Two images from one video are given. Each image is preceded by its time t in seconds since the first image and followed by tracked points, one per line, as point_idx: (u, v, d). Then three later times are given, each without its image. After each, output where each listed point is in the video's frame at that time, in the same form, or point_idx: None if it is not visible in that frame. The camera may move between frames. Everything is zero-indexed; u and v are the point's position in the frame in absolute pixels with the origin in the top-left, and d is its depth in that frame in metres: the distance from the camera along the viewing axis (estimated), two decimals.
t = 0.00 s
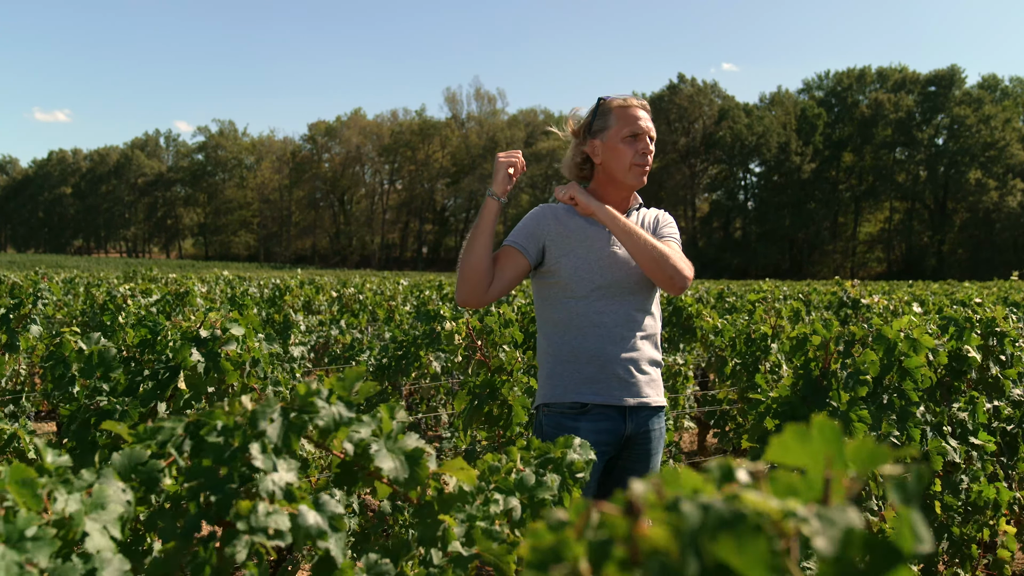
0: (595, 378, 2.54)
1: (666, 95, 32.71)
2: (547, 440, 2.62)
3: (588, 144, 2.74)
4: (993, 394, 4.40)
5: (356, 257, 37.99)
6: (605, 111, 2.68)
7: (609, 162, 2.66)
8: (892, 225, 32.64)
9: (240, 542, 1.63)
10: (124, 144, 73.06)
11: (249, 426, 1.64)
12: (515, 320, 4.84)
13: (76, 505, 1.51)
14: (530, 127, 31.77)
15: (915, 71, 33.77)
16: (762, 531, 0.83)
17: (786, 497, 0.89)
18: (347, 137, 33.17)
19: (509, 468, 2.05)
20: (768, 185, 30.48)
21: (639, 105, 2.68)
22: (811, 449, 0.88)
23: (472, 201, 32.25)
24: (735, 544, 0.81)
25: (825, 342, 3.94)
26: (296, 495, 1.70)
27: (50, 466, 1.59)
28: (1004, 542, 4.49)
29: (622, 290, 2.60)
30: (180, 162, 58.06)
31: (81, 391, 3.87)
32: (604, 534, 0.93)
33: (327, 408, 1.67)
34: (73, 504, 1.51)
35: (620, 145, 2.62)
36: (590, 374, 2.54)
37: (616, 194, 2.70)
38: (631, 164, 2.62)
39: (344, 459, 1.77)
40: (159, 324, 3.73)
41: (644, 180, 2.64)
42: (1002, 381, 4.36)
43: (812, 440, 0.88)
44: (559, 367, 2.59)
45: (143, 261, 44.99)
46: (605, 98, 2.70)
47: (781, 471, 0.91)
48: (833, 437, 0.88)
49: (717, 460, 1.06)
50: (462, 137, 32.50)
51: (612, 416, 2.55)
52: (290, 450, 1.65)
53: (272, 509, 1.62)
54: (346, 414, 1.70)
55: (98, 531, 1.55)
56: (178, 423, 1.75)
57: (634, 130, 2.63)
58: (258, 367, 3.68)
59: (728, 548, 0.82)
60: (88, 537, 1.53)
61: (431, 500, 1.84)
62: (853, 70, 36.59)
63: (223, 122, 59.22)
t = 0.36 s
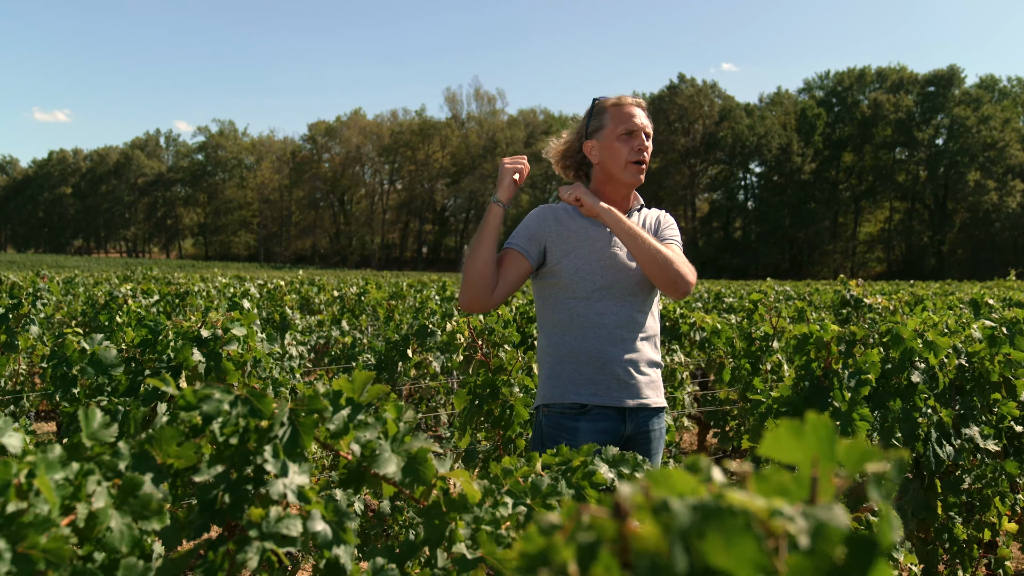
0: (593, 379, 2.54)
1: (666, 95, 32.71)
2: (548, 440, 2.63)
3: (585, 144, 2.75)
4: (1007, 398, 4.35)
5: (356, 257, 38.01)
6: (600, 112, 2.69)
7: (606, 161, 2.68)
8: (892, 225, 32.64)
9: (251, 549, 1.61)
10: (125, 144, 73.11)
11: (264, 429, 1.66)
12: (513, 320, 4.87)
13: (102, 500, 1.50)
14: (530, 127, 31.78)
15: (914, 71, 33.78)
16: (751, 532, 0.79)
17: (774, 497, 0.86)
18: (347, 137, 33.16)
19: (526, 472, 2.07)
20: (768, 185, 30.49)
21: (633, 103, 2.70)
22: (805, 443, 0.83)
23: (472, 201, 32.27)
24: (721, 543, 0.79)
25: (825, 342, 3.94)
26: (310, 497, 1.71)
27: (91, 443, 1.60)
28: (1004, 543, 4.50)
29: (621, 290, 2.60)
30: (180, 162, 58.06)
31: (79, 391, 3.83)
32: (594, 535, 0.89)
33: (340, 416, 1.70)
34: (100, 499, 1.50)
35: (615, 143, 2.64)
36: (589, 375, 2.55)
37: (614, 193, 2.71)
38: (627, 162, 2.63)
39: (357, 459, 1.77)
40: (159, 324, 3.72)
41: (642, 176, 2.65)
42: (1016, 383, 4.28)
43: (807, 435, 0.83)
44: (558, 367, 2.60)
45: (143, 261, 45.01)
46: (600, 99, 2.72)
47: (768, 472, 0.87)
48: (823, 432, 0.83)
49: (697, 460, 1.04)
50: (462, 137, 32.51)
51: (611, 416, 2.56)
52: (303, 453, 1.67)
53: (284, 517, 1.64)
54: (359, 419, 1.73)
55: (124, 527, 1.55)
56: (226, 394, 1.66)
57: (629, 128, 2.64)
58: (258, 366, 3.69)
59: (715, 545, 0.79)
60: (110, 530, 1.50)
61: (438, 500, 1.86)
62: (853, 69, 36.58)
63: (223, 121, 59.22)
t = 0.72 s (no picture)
0: (591, 379, 2.54)
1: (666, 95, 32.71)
2: (546, 441, 2.61)
3: (583, 140, 2.75)
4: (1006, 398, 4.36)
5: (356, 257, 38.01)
6: (596, 107, 2.69)
7: (602, 155, 2.66)
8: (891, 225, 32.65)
9: (238, 540, 1.61)
10: (125, 144, 72.97)
11: (240, 430, 1.65)
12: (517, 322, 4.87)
13: (82, 499, 1.50)
14: (530, 127, 31.76)
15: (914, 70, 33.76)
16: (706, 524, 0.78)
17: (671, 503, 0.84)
18: (347, 137, 33.11)
19: (507, 472, 2.07)
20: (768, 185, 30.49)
21: (630, 99, 2.70)
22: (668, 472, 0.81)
23: (472, 201, 32.27)
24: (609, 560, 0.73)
25: (826, 342, 3.91)
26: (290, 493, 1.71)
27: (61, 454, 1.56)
28: (1003, 543, 4.50)
29: (620, 285, 2.59)
30: (180, 162, 58.02)
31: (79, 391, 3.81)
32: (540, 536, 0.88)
33: (321, 409, 1.69)
34: (79, 498, 1.50)
35: (611, 136, 2.62)
36: (589, 374, 2.55)
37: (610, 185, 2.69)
38: (622, 153, 2.62)
39: (341, 459, 1.77)
40: (160, 324, 3.71)
41: (638, 168, 2.64)
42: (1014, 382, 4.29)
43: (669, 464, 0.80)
44: (556, 367, 2.59)
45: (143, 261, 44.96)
46: (596, 96, 2.72)
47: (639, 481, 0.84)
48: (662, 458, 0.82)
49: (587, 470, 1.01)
50: (462, 137, 32.51)
51: (608, 416, 2.57)
52: (282, 448, 1.67)
53: (267, 507, 1.64)
54: (334, 414, 1.71)
55: (104, 526, 1.51)
56: (194, 408, 1.70)
57: (624, 121, 2.63)
58: (260, 365, 3.68)
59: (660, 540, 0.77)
60: (92, 531, 1.50)
61: (428, 500, 1.85)
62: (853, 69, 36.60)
63: (223, 122, 59.13)
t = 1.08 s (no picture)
0: (582, 384, 2.59)
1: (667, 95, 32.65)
2: (533, 442, 2.60)
3: (602, 143, 2.71)
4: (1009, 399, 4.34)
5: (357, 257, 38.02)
6: (621, 113, 2.65)
7: (618, 164, 2.64)
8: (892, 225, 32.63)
9: (226, 534, 1.59)
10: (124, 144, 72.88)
11: (223, 435, 1.67)
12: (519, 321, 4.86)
13: (62, 508, 1.53)
14: (530, 127, 31.74)
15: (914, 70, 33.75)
16: (757, 531, 0.77)
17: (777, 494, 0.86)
18: (347, 137, 33.08)
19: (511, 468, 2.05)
20: (767, 185, 30.49)
21: (657, 111, 2.67)
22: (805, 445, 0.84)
23: (472, 201, 32.26)
24: (728, 544, 0.76)
25: (823, 342, 3.97)
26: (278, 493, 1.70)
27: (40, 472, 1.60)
28: (1004, 543, 4.49)
29: (612, 298, 2.63)
30: (180, 162, 58.03)
31: (78, 393, 3.79)
32: (595, 530, 0.85)
33: (294, 410, 1.71)
34: (59, 507, 1.52)
35: (631, 148, 2.59)
36: (579, 376, 2.58)
37: (623, 197, 2.67)
38: (639, 168, 2.60)
39: (328, 460, 1.76)
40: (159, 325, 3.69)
41: (651, 185, 2.62)
42: (1015, 383, 4.25)
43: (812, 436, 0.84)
44: (547, 369, 2.59)
45: (142, 261, 44.95)
46: (625, 100, 2.68)
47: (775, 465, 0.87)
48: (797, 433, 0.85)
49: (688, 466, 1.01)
50: (462, 138, 32.51)
51: (595, 415, 2.63)
52: (262, 451, 1.65)
53: (263, 504, 1.63)
54: (310, 416, 1.72)
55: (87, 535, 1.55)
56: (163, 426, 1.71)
57: (647, 133, 2.60)
58: (257, 366, 3.65)
59: (721, 547, 0.76)
60: (77, 540, 1.53)
61: (423, 500, 1.89)
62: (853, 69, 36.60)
63: (223, 122, 59.15)
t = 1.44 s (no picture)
0: (583, 391, 2.71)
1: (668, 95, 32.65)
2: (534, 439, 2.67)
3: (628, 153, 2.70)
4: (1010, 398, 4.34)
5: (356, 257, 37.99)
6: (652, 127, 2.66)
7: (645, 178, 2.66)
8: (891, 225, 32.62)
9: (241, 542, 1.62)
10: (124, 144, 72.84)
11: (241, 429, 1.66)
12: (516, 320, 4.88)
13: (81, 499, 1.50)
14: (529, 127, 31.69)
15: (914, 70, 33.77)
16: (713, 527, 0.77)
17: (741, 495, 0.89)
18: (346, 137, 33.06)
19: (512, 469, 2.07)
20: (767, 185, 30.49)
21: (686, 129, 2.69)
22: (762, 444, 0.85)
23: (472, 201, 32.25)
24: (688, 545, 0.76)
25: (820, 341, 3.91)
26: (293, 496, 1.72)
27: (60, 455, 1.57)
28: (1004, 543, 4.48)
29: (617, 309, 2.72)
30: (181, 162, 58.01)
31: (75, 394, 3.79)
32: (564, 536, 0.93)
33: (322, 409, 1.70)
34: (79, 498, 1.50)
35: (663, 166, 2.62)
36: (582, 383, 2.70)
37: (644, 210, 2.70)
38: (667, 187, 2.64)
39: (343, 459, 1.76)
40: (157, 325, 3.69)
41: (674, 205, 2.67)
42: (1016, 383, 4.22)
43: (761, 437, 0.84)
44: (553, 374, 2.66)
45: (142, 261, 44.92)
46: (658, 112, 2.68)
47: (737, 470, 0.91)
48: (776, 430, 0.85)
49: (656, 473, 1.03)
50: (462, 138, 32.51)
51: (590, 418, 2.76)
52: (280, 448, 1.68)
53: (272, 510, 1.65)
54: (338, 414, 1.71)
55: (105, 525, 1.51)
56: (187, 406, 1.67)
57: (677, 152, 2.63)
58: (255, 366, 3.65)
59: (682, 548, 0.77)
60: (92, 529, 1.50)
61: (428, 500, 1.86)
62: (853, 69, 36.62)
63: (223, 122, 59.13)
